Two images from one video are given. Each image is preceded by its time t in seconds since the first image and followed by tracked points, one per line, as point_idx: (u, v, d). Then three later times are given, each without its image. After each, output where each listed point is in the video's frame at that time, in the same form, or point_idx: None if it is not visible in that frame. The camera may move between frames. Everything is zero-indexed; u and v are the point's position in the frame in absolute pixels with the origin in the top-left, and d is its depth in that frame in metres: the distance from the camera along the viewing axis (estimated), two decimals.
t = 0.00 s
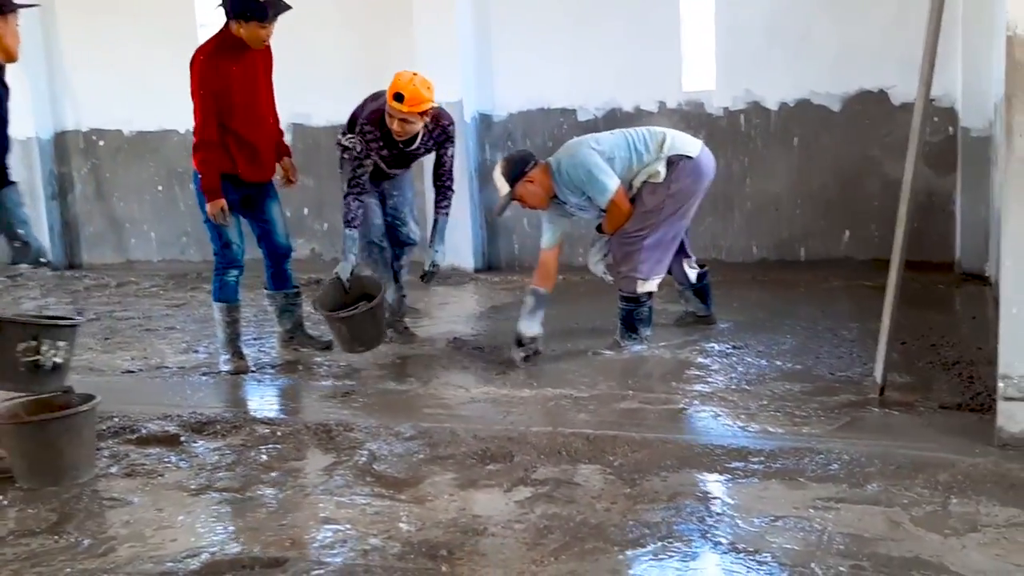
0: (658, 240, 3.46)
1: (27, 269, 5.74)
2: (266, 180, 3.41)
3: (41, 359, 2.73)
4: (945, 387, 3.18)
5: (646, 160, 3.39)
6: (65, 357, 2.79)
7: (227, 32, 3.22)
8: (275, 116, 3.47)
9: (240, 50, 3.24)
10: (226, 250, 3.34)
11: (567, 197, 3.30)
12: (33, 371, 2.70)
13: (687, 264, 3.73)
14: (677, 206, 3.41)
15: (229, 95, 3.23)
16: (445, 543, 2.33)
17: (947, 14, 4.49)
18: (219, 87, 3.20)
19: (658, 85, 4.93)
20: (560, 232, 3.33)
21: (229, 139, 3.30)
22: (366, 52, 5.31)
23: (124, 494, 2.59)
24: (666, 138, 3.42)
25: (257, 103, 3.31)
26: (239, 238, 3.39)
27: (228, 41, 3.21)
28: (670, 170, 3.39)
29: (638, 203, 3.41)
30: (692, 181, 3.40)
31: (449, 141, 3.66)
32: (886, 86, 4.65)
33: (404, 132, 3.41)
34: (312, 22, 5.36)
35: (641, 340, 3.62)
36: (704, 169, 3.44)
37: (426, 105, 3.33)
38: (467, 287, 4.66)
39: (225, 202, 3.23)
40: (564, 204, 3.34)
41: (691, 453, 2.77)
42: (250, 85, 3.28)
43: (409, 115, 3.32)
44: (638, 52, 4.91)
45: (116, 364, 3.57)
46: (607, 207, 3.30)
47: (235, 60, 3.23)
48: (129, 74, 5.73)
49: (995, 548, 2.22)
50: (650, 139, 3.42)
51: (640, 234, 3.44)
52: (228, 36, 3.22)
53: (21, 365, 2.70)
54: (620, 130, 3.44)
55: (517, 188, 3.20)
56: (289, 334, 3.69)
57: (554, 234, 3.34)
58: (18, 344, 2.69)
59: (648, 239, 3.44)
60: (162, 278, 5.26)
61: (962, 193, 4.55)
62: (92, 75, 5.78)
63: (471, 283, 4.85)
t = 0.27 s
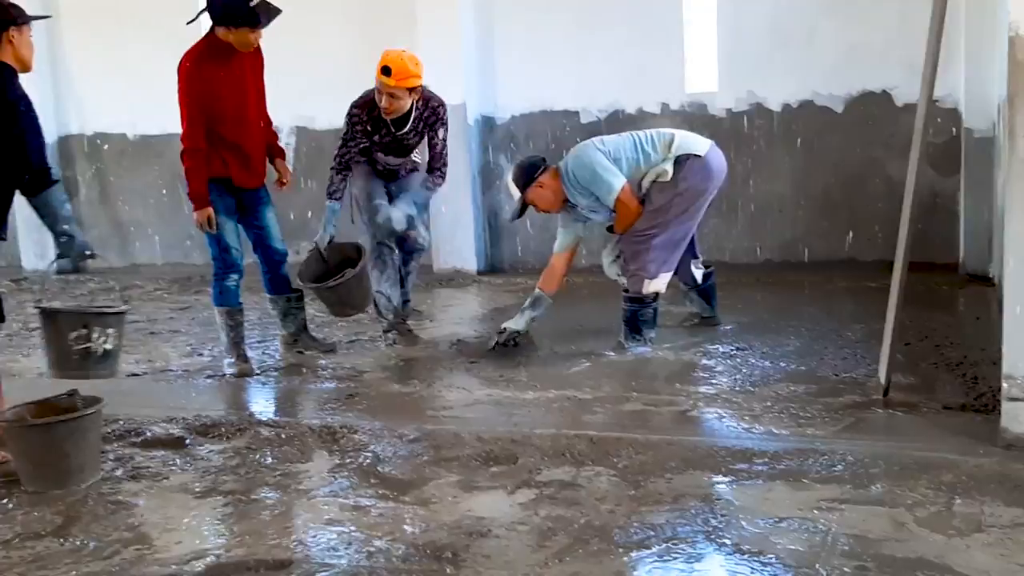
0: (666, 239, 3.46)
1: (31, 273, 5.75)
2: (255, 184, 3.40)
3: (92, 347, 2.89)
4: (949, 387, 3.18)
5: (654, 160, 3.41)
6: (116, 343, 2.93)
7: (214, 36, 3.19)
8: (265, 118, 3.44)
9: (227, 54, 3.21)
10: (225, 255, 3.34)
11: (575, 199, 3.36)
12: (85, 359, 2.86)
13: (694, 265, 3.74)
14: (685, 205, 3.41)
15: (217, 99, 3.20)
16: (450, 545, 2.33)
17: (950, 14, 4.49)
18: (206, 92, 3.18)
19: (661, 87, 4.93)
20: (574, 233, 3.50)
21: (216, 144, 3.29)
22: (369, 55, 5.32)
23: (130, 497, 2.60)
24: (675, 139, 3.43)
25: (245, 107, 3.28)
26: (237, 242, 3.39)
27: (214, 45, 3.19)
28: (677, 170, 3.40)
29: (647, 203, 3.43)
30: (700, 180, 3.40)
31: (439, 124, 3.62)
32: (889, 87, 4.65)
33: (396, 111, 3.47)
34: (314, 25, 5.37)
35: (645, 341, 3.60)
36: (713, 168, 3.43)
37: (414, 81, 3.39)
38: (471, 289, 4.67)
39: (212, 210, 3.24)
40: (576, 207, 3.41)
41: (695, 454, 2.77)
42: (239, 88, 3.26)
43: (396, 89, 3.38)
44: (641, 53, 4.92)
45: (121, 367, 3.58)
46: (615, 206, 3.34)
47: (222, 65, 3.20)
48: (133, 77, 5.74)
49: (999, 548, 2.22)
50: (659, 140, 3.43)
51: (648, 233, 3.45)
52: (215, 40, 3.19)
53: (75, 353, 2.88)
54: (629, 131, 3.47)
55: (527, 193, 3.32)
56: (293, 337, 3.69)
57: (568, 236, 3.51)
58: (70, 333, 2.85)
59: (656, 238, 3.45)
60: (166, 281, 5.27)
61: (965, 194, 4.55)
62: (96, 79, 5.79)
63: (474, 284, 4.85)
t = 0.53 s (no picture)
0: (663, 239, 3.46)
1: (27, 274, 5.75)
2: (248, 183, 3.36)
3: (135, 321, 3.16)
4: (945, 385, 3.19)
5: (651, 160, 3.43)
6: (154, 316, 3.21)
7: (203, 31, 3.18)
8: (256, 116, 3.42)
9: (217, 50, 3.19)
10: (220, 257, 3.34)
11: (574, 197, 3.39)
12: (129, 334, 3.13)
13: (694, 263, 3.73)
14: (682, 204, 3.41)
15: (207, 97, 3.18)
16: (448, 545, 2.33)
17: (946, 13, 4.51)
18: (196, 89, 3.15)
19: (658, 86, 4.94)
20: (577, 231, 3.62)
21: (208, 142, 3.27)
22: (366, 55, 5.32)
23: (127, 497, 2.60)
24: (673, 139, 3.44)
25: (236, 104, 3.25)
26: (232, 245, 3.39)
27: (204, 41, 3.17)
28: (674, 169, 3.41)
29: (643, 202, 3.43)
30: (698, 180, 3.40)
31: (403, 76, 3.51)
32: (885, 85, 4.66)
33: (375, 77, 3.51)
34: (309, 25, 5.37)
35: (642, 341, 3.62)
36: (711, 168, 3.43)
37: (389, 45, 3.43)
38: (468, 289, 4.67)
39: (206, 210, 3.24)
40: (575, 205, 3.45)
41: (692, 453, 2.78)
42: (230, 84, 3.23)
43: (372, 53, 3.43)
44: (637, 52, 4.92)
45: (118, 368, 3.58)
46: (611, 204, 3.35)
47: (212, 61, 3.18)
48: (129, 78, 5.74)
49: (995, 545, 2.23)
50: (657, 140, 3.45)
51: (644, 232, 3.43)
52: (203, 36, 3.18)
53: (119, 329, 3.14)
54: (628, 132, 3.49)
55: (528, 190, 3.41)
56: (290, 338, 3.69)
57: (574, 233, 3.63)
58: (113, 311, 3.11)
59: (652, 237, 3.44)
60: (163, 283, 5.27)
61: (961, 192, 4.56)
62: (93, 80, 5.79)
63: (470, 284, 4.85)
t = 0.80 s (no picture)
0: (666, 237, 3.45)
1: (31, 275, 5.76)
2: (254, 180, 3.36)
3: (166, 290, 3.54)
4: (948, 384, 3.19)
5: (652, 158, 3.44)
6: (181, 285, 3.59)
7: (202, 28, 3.18)
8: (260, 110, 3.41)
9: (217, 46, 3.19)
10: (224, 258, 3.34)
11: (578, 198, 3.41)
12: (160, 301, 3.52)
13: (699, 262, 3.75)
14: (684, 202, 3.40)
15: (209, 94, 3.17)
16: (451, 543, 2.33)
17: (948, 12, 4.51)
18: (197, 87, 3.15)
19: (660, 85, 4.94)
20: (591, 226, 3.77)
21: (215, 142, 3.24)
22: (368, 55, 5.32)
23: (130, 497, 2.60)
24: (674, 136, 3.45)
25: (239, 100, 3.24)
26: (235, 246, 3.39)
27: (202, 40, 3.17)
28: (675, 167, 3.41)
29: (645, 200, 3.43)
30: (699, 177, 3.39)
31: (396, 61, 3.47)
32: (887, 84, 4.66)
33: (361, 63, 3.41)
34: (311, 25, 5.38)
35: (645, 340, 3.61)
36: (712, 164, 3.42)
37: (368, 28, 3.34)
38: (471, 289, 4.67)
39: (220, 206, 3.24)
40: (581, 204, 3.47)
41: (695, 451, 2.78)
42: (232, 79, 3.22)
43: (353, 38, 3.33)
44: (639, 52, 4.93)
45: (121, 368, 3.59)
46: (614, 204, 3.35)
47: (213, 56, 3.17)
48: (132, 80, 5.75)
49: (999, 543, 2.22)
50: (658, 137, 3.46)
51: (648, 230, 3.43)
52: (202, 33, 3.18)
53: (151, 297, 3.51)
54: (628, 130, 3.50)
55: (534, 190, 3.45)
56: (292, 338, 3.69)
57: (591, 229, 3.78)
58: (147, 281, 3.48)
59: (655, 235, 3.43)
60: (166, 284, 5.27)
61: (964, 191, 4.56)
62: (95, 81, 5.80)
63: (472, 284, 4.85)
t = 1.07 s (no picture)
0: (682, 233, 3.45)
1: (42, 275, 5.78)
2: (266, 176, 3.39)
3: (191, 271, 3.50)
4: (959, 382, 3.18)
5: (665, 153, 3.44)
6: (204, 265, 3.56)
7: (208, 27, 3.19)
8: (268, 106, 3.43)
9: (223, 45, 3.20)
10: (235, 257, 3.35)
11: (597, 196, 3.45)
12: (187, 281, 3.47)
13: (713, 258, 3.76)
14: (698, 197, 3.40)
15: (220, 94, 3.18)
16: (461, 541, 2.34)
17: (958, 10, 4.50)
18: (208, 87, 3.15)
19: (669, 84, 4.93)
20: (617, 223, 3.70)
21: (227, 140, 3.25)
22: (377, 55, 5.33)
23: (142, 495, 2.60)
24: (686, 130, 3.45)
25: (249, 97, 3.25)
26: (246, 245, 3.40)
27: (208, 38, 3.18)
28: (686, 162, 3.42)
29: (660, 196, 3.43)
30: (712, 172, 3.39)
31: (404, 50, 3.49)
32: (897, 83, 4.65)
33: (364, 45, 3.44)
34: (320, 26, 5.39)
35: (654, 338, 3.60)
36: (724, 158, 3.43)
37: (372, 10, 3.36)
38: (480, 288, 4.68)
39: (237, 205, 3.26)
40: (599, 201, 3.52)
41: (705, 449, 2.77)
42: (240, 76, 3.23)
43: (356, 19, 3.36)
44: (647, 51, 4.93)
45: (132, 367, 3.60)
46: (631, 201, 3.39)
47: (221, 55, 3.18)
48: (142, 80, 5.77)
49: (1010, 540, 2.22)
50: (670, 132, 3.46)
51: (664, 227, 3.42)
52: (208, 33, 3.19)
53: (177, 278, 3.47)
54: (641, 125, 3.51)
55: (555, 191, 3.47)
56: (302, 337, 3.70)
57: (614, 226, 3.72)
58: (174, 261, 3.43)
59: (672, 232, 3.42)
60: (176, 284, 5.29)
61: (974, 190, 4.55)
62: (105, 81, 5.82)
63: (481, 284, 4.85)
